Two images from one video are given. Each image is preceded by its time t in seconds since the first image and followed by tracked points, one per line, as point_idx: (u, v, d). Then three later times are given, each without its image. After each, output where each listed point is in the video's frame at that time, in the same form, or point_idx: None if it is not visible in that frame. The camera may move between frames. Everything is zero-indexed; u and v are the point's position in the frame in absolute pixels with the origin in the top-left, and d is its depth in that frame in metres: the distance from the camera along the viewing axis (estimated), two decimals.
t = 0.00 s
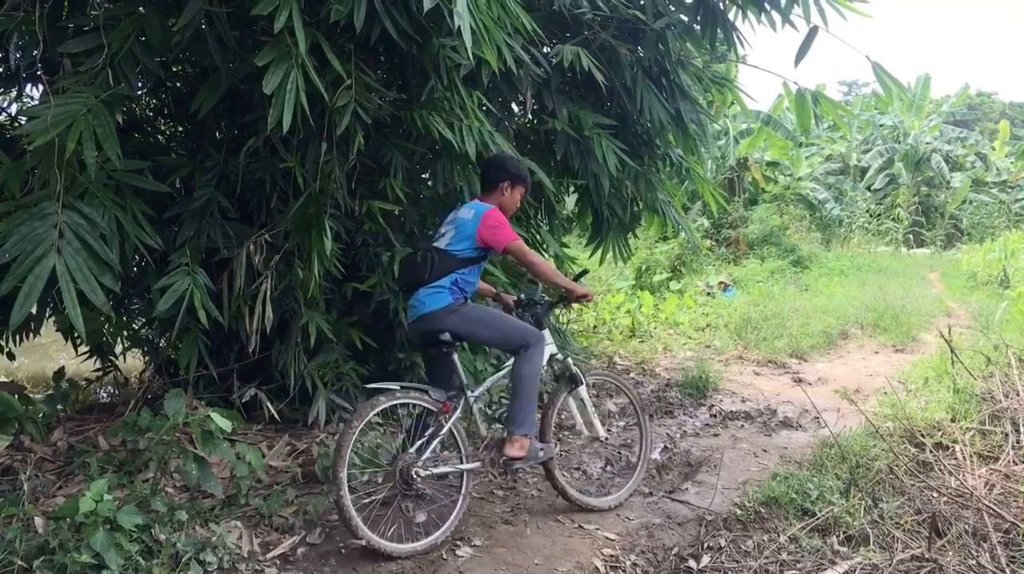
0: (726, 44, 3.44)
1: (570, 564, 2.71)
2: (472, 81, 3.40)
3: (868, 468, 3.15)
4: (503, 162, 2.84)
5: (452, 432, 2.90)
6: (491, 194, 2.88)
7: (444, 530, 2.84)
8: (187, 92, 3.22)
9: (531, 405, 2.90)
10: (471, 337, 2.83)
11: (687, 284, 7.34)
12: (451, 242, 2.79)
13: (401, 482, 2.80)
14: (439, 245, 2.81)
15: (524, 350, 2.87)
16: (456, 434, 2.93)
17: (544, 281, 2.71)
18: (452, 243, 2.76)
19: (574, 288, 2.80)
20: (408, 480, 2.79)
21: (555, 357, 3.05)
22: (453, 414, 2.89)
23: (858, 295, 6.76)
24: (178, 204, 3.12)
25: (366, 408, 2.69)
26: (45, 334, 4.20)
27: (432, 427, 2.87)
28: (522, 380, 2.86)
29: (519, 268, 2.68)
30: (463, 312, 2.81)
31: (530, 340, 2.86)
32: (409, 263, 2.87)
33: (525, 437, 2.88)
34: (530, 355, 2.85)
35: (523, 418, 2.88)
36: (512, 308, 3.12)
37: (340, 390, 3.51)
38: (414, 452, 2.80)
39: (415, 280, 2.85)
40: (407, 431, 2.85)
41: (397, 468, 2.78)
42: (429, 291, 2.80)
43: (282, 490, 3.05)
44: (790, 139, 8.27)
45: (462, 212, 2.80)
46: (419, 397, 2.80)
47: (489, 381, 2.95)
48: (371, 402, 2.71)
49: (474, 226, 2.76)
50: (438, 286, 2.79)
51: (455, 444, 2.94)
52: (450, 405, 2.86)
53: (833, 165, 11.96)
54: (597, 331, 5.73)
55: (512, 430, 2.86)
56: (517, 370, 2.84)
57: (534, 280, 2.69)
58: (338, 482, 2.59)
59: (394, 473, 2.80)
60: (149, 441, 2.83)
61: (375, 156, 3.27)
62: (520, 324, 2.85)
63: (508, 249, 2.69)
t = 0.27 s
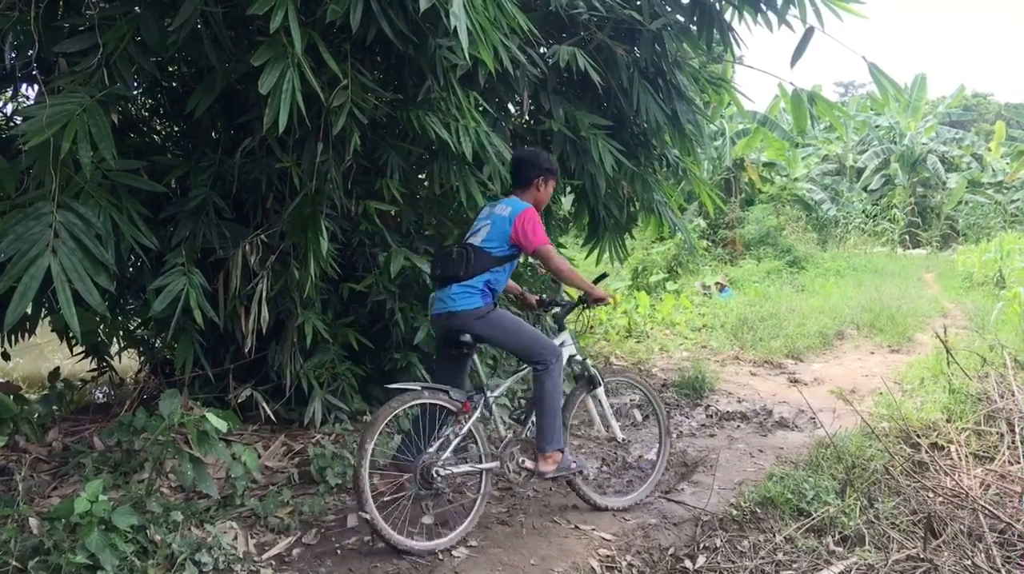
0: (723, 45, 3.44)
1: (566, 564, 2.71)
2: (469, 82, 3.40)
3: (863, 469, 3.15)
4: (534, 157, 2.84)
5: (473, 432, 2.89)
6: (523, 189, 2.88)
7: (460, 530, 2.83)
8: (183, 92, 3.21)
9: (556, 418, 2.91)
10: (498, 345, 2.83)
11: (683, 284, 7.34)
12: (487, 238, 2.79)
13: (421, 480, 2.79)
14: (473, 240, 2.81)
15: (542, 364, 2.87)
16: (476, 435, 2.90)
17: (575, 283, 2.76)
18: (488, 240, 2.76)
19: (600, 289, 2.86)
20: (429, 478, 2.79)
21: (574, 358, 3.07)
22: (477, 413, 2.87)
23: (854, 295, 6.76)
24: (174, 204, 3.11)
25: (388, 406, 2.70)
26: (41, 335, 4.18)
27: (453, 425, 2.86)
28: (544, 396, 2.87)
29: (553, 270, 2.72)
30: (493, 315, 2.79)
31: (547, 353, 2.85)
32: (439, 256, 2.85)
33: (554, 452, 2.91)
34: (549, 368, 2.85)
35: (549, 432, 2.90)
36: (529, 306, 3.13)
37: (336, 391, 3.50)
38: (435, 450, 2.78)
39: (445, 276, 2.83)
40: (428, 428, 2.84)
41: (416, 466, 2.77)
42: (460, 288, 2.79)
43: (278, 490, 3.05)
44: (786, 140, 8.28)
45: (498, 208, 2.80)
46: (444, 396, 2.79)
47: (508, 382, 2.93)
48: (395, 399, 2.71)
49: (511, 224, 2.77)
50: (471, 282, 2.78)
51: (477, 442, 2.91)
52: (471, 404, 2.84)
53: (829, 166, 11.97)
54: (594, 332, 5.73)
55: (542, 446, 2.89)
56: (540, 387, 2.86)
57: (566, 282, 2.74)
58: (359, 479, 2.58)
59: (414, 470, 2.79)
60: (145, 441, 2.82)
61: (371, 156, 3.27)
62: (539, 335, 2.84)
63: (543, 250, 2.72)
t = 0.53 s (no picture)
0: (718, 46, 3.45)
1: (562, 565, 2.71)
2: (464, 82, 3.40)
3: (858, 469, 3.16)
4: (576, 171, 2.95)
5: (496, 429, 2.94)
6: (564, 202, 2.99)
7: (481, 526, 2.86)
8: (178, 92, 3.21)
9: (576, 430, 2.98)
10: (528, 350, 2.91)
11: (679, 285, 7.34)
12: (528, 243, 2.89)
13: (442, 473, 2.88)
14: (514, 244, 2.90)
15: (567, 376, 2.95)
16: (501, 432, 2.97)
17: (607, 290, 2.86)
18: (531, 244, 2.86)
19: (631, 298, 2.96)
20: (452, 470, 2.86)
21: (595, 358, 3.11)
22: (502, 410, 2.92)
23: (849, 296, 6.77)
24: (169, 204, 3.11)
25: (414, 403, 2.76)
26: (35, 335, 4.17)
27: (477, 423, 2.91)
28: (566, 407, 2.95)
29: (587, 277, 2.82)
30: (529, 319, 2.89)
31: (573, 365, 2.94)
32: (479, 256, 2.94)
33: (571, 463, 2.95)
34: (573, 381, 2.94)
35: (568, 443, 2.96)
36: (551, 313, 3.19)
37: (332, 391, 3.50)
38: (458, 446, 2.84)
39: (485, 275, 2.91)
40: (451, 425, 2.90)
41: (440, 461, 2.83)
42: (498, 287, 2.87)
43: (273, 491, 3.04)
44: (782, 141, 8.29)
45: (542, 216, 2.91)
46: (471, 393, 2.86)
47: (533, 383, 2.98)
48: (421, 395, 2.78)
49: (552, 232, 2.87)
50: (509, 283, 2.86)
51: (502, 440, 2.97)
52: (495, 402, 2.89)
53: (825, 167, 12.01)
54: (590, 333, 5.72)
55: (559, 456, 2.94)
56: (563, 398, 2.94)
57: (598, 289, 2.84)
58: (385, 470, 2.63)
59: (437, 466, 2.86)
60: (140, 441, 2.82)
61: (367, 156, 3.27)
62: (568, 346, 2.93)
63: (580, 257, 2.83)
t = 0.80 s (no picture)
0: (714, 47, 3.45)
1: (556, 566, 2.71)
2: (460, 83, 3.40)
3: (852, 471, 3.16)
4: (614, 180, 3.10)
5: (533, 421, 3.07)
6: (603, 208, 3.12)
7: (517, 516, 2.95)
8: (173, 92, 3.21)
9: (605, 433, 2.98)
10: (564, 346, 2.96)
11: (674, 286, 7.33)
12: (569, 242, 3.01)
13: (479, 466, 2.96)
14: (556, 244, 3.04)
15: (601, 378, 2.98)
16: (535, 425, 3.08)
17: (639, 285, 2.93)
18: (571, 243, 2.98)
19: (661, 294, 3.02)
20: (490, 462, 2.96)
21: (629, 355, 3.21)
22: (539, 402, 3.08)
23: (844, 297, 6.79)
24: (164, 204, 3.10)
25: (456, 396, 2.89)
26: (29, 335, 4.16)
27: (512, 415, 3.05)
28: (596, 408, 2.95)
29: (622, 273, 2.89)
30: (568, 315, 2.96)
31: (607, 367, 2.96)
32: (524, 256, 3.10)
33: (599, 463, 2.96)
34: (605, 383, 2.96)
35: (596, 442, 2.97)
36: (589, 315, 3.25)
37: (327, 392, 3.50)
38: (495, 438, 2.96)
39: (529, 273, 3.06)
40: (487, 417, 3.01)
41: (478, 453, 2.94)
42: (541, 283, 2.99)
43: (268, 492, 3.04)
44: (777, 143, 8.30)
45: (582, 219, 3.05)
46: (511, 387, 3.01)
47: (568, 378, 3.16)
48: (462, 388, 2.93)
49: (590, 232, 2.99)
50: (551, 279, 2.98)
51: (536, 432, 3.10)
52: (532, 395, 3.04)
53: (821, 168, 12.03)
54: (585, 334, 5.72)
55: (586, 454, 2.95)
56: (592, 397, 2.94)
57: (631, 285, 2.91)
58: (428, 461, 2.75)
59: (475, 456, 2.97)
60: (135, 442, 2.82)
61: (363, 157, 3.27)
62: (603, 347, 2.97)
63: (615, 254, 2.91)
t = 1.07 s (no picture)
0: (707, 49, 3.46)
1: (548, 567, 2.71)
2: (453, 84, 3.40)
3: (844, 472, 3.17)
4: (666, 176, 3.10)
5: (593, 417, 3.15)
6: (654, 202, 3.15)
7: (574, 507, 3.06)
8: (166, 91, 3.20)
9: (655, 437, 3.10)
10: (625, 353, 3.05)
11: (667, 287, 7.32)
12: (628, 246, 3.04)
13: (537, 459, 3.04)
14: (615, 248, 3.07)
15: (653, 385, 3.08)
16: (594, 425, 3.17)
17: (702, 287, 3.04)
18: (633, 248, 3.01)
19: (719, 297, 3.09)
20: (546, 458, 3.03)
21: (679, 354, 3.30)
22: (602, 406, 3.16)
23: (836, 299, 6.81)
24: (156, 204, 3.09)
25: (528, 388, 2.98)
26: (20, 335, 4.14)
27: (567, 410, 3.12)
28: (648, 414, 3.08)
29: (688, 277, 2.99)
30: (631, 320, 3.04)
31: (659, 376, 3.06)
32: (583, 260, 3.11)
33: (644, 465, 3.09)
34: (659, 392, 3.05)
35: (643, 448, 3.09)
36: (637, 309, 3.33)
37: (319, 392, 3.49)
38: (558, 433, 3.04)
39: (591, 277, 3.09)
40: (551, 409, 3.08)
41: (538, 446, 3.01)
42: (607, 290, 3.04)
43: (260, 493, 3.03)
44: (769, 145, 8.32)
45: (638, 220, 3.06)
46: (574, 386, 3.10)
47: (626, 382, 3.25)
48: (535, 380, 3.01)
49: (651, 235, 3.04)
50: (617, 287, 3.03)
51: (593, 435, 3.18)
52: (594, 395, 3.13)
53: (813, 170, 12.06)
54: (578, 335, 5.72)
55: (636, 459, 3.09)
56: (646, 403, 3.05)
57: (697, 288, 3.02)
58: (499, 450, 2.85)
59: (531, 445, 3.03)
60: (126, 442, 2.81)
61: (356, 157, 3.26)
62: (658, 355, 3.06)
63: (680, 258, 2.97)
